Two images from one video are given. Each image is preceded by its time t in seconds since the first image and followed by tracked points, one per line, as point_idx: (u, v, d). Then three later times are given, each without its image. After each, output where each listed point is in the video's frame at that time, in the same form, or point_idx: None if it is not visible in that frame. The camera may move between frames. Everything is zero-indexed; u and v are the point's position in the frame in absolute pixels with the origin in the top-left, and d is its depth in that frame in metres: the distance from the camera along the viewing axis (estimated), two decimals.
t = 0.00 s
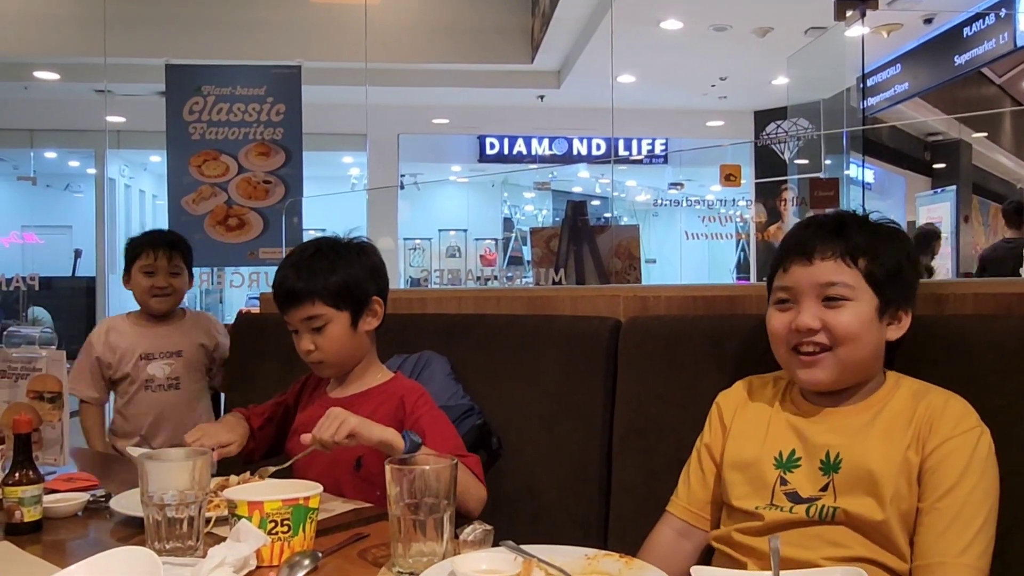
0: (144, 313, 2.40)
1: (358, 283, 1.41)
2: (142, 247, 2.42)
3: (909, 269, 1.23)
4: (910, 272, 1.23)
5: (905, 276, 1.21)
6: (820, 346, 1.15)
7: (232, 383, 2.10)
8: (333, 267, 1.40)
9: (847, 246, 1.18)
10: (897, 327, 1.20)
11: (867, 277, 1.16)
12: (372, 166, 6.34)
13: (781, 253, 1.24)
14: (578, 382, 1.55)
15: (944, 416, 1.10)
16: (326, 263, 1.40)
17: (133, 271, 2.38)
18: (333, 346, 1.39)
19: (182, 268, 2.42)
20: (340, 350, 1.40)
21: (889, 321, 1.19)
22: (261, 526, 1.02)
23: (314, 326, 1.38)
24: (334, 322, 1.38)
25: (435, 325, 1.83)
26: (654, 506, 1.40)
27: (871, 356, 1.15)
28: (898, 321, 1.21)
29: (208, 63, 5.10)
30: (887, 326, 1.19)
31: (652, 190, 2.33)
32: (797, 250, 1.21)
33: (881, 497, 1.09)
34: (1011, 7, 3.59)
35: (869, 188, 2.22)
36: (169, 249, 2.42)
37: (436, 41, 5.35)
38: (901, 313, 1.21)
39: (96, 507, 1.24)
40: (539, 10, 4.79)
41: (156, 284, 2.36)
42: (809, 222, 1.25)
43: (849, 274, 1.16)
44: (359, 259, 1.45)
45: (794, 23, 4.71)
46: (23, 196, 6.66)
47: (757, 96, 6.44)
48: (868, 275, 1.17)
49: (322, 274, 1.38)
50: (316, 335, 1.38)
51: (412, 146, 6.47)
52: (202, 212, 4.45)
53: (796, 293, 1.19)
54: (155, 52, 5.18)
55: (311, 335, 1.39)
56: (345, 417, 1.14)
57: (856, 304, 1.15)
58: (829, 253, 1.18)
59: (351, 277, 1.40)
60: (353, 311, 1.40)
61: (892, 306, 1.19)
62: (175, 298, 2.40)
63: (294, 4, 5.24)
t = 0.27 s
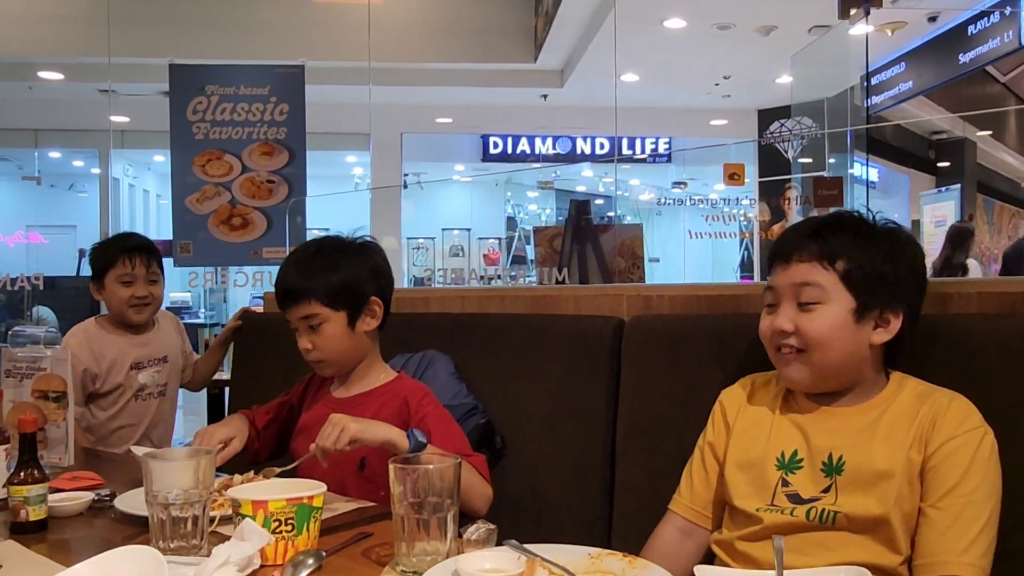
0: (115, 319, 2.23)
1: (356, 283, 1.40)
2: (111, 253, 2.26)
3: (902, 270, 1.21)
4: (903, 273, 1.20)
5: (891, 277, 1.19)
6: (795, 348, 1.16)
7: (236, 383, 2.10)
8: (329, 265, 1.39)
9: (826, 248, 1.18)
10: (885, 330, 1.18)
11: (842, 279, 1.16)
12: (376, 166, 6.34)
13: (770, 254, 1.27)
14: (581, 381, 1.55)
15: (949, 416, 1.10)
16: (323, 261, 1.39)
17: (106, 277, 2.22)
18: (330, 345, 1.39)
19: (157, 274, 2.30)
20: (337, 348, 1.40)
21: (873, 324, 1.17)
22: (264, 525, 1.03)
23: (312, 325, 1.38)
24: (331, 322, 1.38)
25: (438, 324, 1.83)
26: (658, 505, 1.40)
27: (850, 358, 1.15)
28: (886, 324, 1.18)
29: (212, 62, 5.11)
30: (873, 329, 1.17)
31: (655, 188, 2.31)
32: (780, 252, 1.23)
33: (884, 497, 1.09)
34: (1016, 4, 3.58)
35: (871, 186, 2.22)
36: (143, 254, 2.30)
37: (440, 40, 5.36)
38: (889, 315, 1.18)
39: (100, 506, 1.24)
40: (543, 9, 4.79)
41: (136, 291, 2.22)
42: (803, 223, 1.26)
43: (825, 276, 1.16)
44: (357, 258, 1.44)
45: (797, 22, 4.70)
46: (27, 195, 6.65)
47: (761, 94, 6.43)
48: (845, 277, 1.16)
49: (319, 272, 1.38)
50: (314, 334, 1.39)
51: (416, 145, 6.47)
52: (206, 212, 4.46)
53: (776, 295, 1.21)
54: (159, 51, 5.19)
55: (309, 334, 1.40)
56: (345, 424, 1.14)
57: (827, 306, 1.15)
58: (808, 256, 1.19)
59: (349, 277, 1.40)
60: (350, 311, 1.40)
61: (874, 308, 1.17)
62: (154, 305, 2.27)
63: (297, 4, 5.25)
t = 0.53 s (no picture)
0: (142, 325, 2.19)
1: (354, 284, 1.40)
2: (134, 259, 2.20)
3: (885, 279, 1.18)
4: (885, 283, 1.17)
5: (866, 286, 1.17)
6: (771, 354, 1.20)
7: (241, 382, 2.10)
8: (327, 266, 1.39)
9: (801, 254, 1.19)
10: (856, 339, 1.16)
11: (811, 286, 1.17)
12: (380, 165, 6.34)
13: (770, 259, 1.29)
14: (585, 381, 1.55)
15: (950, 415, 1.10)
16: (321, 261, 1.39)
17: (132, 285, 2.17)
18: (329, 347, 1.40)
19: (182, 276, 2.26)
20: (334, 350, 1.40)
21: (839, 332, 1.16)
22: (269, 524, 1.03)
23: (311, 326, 1.39)
24: (328, 324, 1.38)
25: (442, 323, 1.83)
26: (662, 504, 1.40)
27: (815, 365, 1.16)
28: (857, 332, 1.17)
29: (215, 63, 5.11)
30: (843, 339, 1.16)
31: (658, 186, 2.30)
32: (769, 258, 1.26)
33: (886, 496, 1.09)
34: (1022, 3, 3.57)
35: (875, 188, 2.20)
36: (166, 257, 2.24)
37: (443, 40, 5.36)
38: (858, 323, 1.16)
39: (105, 505, 1.24)
40: (548, 9, 4.79)
41: (164, 298, 2.17)
42: (802, 226, 1.27)
43: (794, 283, 1.18)
44: (356, 259, 1.43)
45: (802, 20, 4.69)
46: (32, 195, 6.79)
47: (765, 93, 6.41)
48: (813, 284, 1.17)
49: (316, 272, 1.38)
50: (314, 336, 1.39)
51: (420, 144, 6.47)
52: (211, 211, 4.48)
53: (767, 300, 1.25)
54: (163, 51, 5.20)
55: (309, 335, 1.40)
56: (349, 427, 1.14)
57: (796, 313, 1.18)
58: (784, 262, 1.21)
59: (347, 278, 1.40)
60: (348, 312, 1.40)
61: (838, 315, 1.16)
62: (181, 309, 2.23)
63: (301, 3, 5.25)
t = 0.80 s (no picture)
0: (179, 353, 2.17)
1: (335, 286, 1.39)
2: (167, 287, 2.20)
3: (888, 279, 1.18)
4: (888, 283, 1.17)
5: (870, 286, 1.16)
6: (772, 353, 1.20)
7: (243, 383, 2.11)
8: (309, 266, 1.39)
9: (805, 254, 1.19)
10: (860, 340, 1.16)
11: (814, 286, 1.17)
12: (382, 165, 6.34)
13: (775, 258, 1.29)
14: (587, 380, 1.55)
15: (955, 414, 1.10)
16: (305, 261, 1.40)
17: (168, 314, 2.16)
18: (314, 349, 1.41)
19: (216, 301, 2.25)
20: (316, 351, 1.41)
21: (844, 333, 1.16)
22: (272, 523, 1.03)
23: (296, 326, 1.41)
24: (310, 324, 1.39)
25: (444, 323, 1.83)
26: (664, 504, 1.40)
27: (818, 365, 1.16)
28: (860, 332, 1.17)
29: (217, 63, 5.11)
30: (847, 339, 1.16)
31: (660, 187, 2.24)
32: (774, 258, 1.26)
33: (890, 494, 1.09)
34: None
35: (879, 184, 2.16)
36: (199, 283, 2.24)
37: (446, 40, 5.36)
38: (862, 323, 1.16)
39: (109, 504, 1.24)
40: (550, 8, 4.78)
41: (202, 325, 2.17)
42: (805, 227, 1.27)
43: (798, 283, 1.18)
44: (341, 260, 1.42)
45: (805, 19, 4.68)
46: (33, 194, 6.76)
47: (769, 92, 6.39)
48: (817, 284, 1.17)
49: (297, 272, 1.39)
50: (300, 335, 1.42)
51: (422, 144, 6.46)
52: (214, 211, 4.50)
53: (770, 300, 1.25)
54: (165, 51, 5.19)
55: (297, 335, 1.42)
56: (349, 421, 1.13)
57: (800, 313, 1.18)
58: (789, 262, 1.21)
59: (331, 279, 1.39)
60: (331, 314, 1.40)
61: (841, 316, 1.16)
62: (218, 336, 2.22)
63: (303, 4, 5.25)
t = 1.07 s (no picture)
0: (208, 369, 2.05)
1: (321, 294, 1.37)
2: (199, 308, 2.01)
3: (891, 280, 1.18)
4: (891, 283, 1.17)
5: (872, 286, 1.17)
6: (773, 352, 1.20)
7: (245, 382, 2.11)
8: (294, 275, 1.38)
9: (807, 255, 1.19)
10: (862, 339, 1.16)
11: (817, 285, 1.17)
12: (384, 164, 6.34)
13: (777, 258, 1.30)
14: (590, 378, 1.55)
15: (957, 413, 1.10)
16: (290, 271, 1.38)
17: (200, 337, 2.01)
18: (305, 358, 1.40)
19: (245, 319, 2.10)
20: (308, 360, 1.41)
21: (846, 332, 1.16)
22: (274, 521, 1.03)
23: (285, 338, 1.40)
24: (298, 335, 1.38)
25: (446, 322, 1.83)
26: (666, 502, 1.40)
27: (821, 364, 1.16)
28: (863, 332, 1.17)
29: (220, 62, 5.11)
30: (850, 338, 1.16)
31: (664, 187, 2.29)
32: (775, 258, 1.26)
33: (890, 493, 1.09)
34: None
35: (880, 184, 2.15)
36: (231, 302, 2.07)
37: (448, 39, 5.36)
38: (865, 323, 1.16)
39: (111, 502, 1.25)
40: (553, 8, 4.78)
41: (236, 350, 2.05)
42: (807, 227, 1.27)
43: (801, 282, 1.19)
44: (325, 267, 1.40)
45: (807, 19, 4.68)
46: (37, 193, 6.79)
47: (771, 91, 6.38)
48: (820, 283, 1.17)
49: (280, 282, 1.37)
50: (290, 345, 1.40)
51: (424, 143, 6.46)
52: (216, 210, 4.51)
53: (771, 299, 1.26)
54: (167, 50, 5.19)
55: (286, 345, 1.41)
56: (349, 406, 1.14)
57: (803, 313, 1.18)
58: (791, 262, 1.21)
59: (314, 288, 1.37)
60: (318, 323, 1.38)
61: (844, 315, 1.16)
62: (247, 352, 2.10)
63: (306, 3, 5.26)
